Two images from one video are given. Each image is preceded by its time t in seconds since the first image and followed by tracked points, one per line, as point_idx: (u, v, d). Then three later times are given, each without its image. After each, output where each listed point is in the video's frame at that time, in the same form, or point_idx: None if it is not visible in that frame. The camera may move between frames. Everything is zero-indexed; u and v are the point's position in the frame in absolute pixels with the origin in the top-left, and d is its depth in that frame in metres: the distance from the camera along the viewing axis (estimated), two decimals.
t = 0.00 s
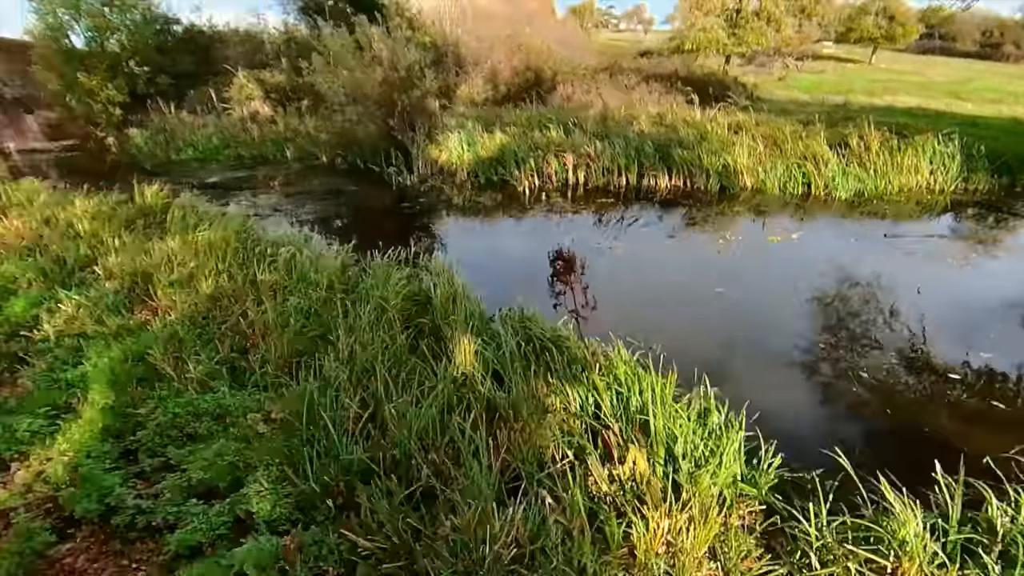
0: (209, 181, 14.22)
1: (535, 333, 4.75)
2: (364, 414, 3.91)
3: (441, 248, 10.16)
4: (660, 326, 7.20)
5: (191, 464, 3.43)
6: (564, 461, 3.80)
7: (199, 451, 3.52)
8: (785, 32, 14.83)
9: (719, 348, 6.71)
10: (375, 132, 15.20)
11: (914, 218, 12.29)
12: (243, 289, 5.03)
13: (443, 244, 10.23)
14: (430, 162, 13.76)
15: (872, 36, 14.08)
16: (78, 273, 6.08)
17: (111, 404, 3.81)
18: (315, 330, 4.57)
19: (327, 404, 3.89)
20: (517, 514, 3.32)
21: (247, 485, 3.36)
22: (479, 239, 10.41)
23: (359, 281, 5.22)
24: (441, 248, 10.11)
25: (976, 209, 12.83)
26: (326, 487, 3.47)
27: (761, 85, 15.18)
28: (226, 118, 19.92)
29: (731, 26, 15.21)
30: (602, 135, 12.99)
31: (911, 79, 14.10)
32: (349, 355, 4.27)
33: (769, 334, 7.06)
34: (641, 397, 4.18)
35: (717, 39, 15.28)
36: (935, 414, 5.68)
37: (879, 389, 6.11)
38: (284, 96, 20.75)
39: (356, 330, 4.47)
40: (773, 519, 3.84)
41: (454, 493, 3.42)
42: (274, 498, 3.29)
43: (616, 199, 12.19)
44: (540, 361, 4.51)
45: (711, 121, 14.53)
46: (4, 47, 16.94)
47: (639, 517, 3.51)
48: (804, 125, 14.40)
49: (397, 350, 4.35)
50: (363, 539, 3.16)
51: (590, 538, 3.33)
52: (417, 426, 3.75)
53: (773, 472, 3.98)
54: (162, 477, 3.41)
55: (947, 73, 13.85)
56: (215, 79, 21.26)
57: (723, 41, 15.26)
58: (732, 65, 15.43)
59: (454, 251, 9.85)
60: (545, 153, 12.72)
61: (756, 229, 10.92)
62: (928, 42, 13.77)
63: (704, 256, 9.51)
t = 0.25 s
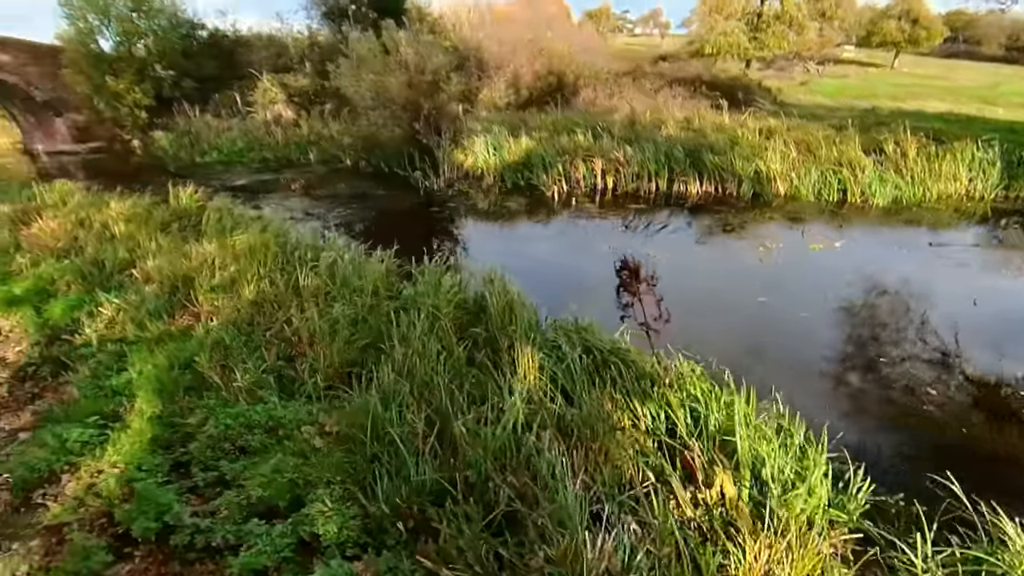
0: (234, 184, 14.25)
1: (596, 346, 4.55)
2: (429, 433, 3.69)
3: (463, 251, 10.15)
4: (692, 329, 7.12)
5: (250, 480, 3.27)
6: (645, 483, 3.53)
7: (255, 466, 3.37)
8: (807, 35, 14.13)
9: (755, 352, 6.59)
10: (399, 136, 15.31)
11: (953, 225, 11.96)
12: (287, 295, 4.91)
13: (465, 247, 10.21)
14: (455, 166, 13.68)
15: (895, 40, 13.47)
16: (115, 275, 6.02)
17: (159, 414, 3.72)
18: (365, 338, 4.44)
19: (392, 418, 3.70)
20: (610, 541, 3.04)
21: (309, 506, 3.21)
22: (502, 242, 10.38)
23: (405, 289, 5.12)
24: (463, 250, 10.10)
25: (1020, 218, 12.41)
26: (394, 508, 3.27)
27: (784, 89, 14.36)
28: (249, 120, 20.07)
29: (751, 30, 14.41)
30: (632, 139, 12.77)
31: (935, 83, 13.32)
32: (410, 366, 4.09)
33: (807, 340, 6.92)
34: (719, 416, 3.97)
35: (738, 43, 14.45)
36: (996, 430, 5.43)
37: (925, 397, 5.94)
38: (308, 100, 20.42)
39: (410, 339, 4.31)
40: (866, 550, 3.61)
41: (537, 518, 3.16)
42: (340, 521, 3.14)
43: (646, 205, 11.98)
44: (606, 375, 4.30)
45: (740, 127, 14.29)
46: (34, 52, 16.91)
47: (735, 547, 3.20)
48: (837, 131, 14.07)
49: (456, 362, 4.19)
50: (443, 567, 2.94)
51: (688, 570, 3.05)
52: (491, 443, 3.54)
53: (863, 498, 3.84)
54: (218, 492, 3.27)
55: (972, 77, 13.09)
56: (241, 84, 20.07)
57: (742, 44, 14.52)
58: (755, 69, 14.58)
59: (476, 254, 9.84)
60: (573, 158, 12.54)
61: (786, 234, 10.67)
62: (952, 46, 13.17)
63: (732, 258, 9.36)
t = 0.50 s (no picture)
0: (258, 188, 14.27)
1: (653, 372, 4.36)
2: (485, 464, 3.52)
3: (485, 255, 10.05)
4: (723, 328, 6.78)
5: (298, 510, 3.10)
6: (720, 522, 3.28)
7: (302, 494, 3.20)
8: (830, 38, 13.69)
9: (795, 356, 6.28)
10: (421, 142, 15.24)
11: (997, 236, 11.46)
12: (324, 310, 4.79)
13: (487, 252, 10.12)
14: (478, 173, 13.58)
15: (919, 44, 12.88)
16: (148, 283, 5.94)
17: (198, 433, 3.59)
18: (408, 355, 4.30)
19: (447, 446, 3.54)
20: None
21: (361, 539, 3.01)
22: (522, 246, 10.26)
23: (443, 302, 4.99)
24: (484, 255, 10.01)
25: None
26: (457, 548, 3.09)
27: (806, 95, 13.95)
28: (271, 125, 20.21)
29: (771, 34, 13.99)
30: (658, 148, 12.61)
31: (963, 88, 12.90)
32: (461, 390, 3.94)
33: (849, 343, 6.58)
34: (792, 447, 3.71)
35: (759, 47, 14.05)
36: None
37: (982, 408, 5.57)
38: (328, 105, 20.82)
39: (458, 360, 4.15)
40: None
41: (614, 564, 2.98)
42: (397, 557, 2.93)
43: (675, 214, 11.74)
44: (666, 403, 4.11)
45: (769, 134, 14.01)
46: (63, 56, 17.01)
47: None
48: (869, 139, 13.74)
49: (508, 386, 4.02)
50: None
51: None
52: (553, 476, 3.36)
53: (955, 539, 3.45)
54: (264, 522, 3.11)
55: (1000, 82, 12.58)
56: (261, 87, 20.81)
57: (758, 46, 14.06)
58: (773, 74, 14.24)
59: (497, 258, 9.73)
60: (598, 165, 12.36)
61: (818, 241, 10.37)
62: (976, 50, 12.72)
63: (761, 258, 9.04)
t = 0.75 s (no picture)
0: (280, 192, 14.21)
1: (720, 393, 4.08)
2: (555, 494, 3.27)
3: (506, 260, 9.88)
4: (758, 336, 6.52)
5: (349, 538, 2.93)
6: (811, 559, 3.00)
7: (351, 520, 3.00)
8: (852, 41, 14.05)
9: (846, 367, 5.99)
10: (444, 146, 15.03)
11: None
12: (361, 320, 4.59)
13: (508, 256, 9.95)
14: (501, 177, 13.39)
15: (944, 46, 12.94)
16: (177, 287, 5.81)
17: (237, 449, 3.42)
18: (453, 369, 4.07)
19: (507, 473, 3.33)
20: None
21: (420, 573, 2.79)
22: (544, 251, 10.07)
23: (485, 312, 4.80)
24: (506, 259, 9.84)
25: None
26: None
27: (830, 98, 14.18)
28: (292, 128, 20.29)
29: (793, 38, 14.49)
30: (686, 153, 12.35)
31: (991, 90, 12.78)
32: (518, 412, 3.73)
33: (900, 354, 6.29)
34: (880, 476, 3.45)
35: (779, 52, 14.52)
36: None
37: None
38: (348, 108, 20.91)
39: (512, 379, 3.90)
40: None
41: None
42: None
43: (705, 220, 11.44)
44: (737, 428, 3.82)
45: (801, 139, 13.65)
46: (91, 61, 17.91)
47: None
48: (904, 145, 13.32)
49: (568, 406, 3.74)
50: None
51: None
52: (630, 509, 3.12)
53: None
54: (312, 549, 2.93)
55: None
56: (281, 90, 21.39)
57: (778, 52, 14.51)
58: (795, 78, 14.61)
59: (519, 263, 9.55)
60: (625, 170, 12.12)
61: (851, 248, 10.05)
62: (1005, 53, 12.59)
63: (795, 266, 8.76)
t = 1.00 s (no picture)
0: (304, 196, 14.19)
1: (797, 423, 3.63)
2: (636, 542, 2.69)
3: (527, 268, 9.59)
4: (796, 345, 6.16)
5: None
6: None
7: (416, 563, 2.65)
8: (878, 45, 15.44)
9: (918, 384, 5.52)
10: (468, 151, 14.83)
11: None
12: (405, 340, 4.37)
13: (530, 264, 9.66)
14: (526, 183, 13.15)
15: (969, 51, 14.07)
16: (211, 297, 5.64)
17: (285, 478, 3.20)
18: (506, 394, 3.75)
19: (579, 512, 2.80)
20: None
21: None
22: (568, 259, 9.72)
23: (531, 330, 4.45)
24: (527, 267, 9.56)
25: None
26: None
27: (856, 104, 15.23)
28: (315, 133, 20.40)
29: (816, 43, 16.43)
30: (718, 160, 12.12)
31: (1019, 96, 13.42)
32: (581, 440, 3.21)
33: (970, 371, 5.85)
34: (990, 523, 2.99)
35: (802, 55, 16.53)
36: None
37: None
38: (369, 113, 21.03)
39: (571, 402, 3.43)
40: None
41: None
42: None
43: (739, 230, 11.12)
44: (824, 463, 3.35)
45: (834, 146, 13.40)
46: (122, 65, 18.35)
47: None
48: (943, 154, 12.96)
49: (639, 434, 3.24)
50: None
51: None
52: (730, 560, 2.52)
53: None
54: None
55: None
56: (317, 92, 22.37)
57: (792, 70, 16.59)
58: (818, 81, 16.12)
59: (540, 270, 9.25)
60: (654, 178, 11.89)
61: (888, 260, 9.71)
62: None
63: (837, 280, 8.38)
